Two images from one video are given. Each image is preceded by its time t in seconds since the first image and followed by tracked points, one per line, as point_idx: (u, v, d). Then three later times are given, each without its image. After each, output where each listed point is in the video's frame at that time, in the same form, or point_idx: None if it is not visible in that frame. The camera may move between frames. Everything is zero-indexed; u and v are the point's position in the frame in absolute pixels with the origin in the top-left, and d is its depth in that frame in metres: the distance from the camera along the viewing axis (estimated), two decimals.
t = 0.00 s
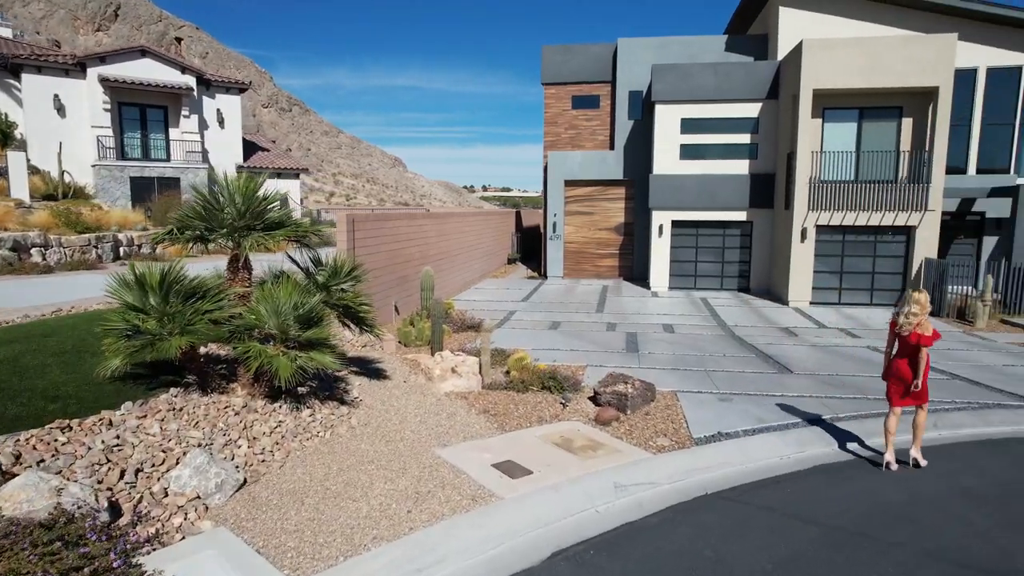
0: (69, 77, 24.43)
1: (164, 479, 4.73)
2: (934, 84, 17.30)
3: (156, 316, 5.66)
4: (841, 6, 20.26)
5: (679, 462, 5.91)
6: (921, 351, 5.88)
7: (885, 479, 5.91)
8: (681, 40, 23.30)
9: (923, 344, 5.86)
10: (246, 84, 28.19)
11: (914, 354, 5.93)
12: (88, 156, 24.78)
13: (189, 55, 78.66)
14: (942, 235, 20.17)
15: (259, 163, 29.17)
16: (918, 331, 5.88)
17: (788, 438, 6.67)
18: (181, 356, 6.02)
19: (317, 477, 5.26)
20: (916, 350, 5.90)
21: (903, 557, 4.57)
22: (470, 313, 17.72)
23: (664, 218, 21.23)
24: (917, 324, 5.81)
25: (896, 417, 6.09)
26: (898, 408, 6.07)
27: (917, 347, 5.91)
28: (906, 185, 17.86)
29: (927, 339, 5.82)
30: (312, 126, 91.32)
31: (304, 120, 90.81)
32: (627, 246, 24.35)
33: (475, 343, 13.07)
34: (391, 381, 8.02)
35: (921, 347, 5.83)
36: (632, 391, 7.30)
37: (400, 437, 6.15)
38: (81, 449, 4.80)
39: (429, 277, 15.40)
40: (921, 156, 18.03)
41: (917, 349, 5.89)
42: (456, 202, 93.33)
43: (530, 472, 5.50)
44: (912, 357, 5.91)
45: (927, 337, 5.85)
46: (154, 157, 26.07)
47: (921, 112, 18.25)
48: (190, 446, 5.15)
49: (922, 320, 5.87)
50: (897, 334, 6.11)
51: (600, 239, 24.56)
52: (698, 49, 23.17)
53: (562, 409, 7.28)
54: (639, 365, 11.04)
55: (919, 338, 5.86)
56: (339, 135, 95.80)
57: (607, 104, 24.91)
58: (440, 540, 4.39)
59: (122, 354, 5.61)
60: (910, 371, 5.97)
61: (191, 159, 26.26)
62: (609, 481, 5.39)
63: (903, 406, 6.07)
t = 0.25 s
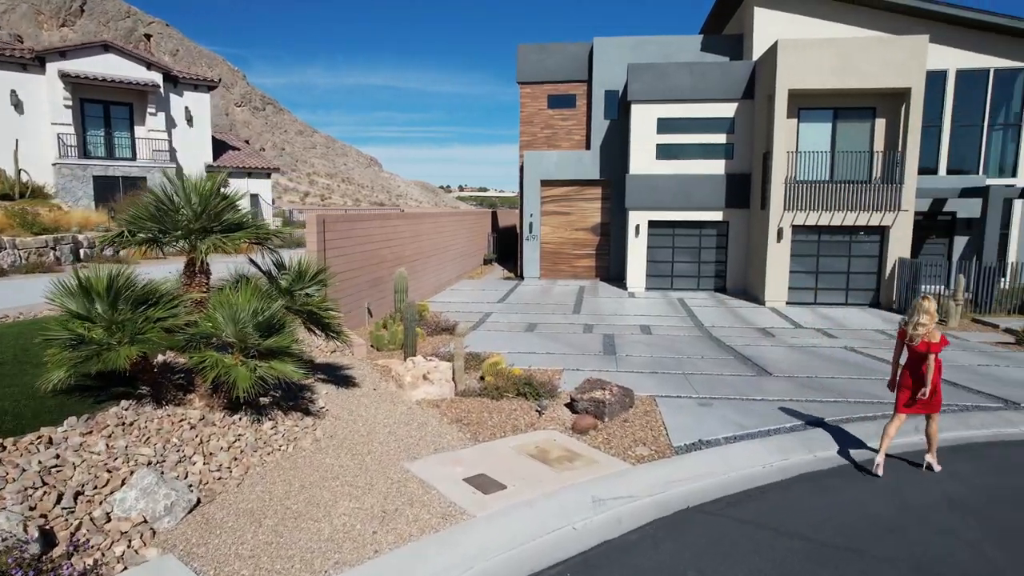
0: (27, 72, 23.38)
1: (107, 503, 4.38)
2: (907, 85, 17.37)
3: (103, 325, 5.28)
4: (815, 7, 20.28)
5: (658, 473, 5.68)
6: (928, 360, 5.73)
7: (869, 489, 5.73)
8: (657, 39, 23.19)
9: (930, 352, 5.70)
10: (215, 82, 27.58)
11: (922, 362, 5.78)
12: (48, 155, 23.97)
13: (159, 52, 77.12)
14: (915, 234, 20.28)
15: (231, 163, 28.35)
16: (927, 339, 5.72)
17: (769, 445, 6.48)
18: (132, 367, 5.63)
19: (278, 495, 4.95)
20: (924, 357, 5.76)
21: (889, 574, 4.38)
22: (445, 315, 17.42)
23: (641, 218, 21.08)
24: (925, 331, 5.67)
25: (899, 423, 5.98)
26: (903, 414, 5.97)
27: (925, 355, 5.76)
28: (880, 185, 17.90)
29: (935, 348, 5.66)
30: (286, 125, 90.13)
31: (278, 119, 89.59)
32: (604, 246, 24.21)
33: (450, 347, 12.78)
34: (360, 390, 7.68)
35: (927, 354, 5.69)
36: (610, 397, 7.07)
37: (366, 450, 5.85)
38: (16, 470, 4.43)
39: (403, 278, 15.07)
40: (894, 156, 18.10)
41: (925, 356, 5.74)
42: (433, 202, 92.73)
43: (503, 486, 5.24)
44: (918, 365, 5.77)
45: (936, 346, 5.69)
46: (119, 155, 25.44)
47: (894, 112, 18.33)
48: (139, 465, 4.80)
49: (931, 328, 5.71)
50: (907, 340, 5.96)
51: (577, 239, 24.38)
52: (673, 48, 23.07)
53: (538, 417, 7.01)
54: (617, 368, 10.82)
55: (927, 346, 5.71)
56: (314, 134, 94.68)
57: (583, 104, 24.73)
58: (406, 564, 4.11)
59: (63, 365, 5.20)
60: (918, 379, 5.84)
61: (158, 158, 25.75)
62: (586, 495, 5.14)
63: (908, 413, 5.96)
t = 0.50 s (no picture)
0: None
1: (36, 533, 3.98)
2: (881, 85, 17.40)
3: (39, 336, 4.86)
4: (790, 7, 20.27)
5: (637, 486, 5.43)
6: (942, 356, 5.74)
7: (854, 499, 5.53)
8: (632, 38, 23.03)
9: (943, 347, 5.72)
10: (182, 79, 26.86)
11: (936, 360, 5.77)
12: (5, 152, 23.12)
13: (128, 49, 75.51)
14: (889, 234, 20.36)
15: (199, 160, 27.46)
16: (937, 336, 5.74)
17: (750, 454, 6.27)
18: (75, 379, 5.18)
19: (231, 517, 4.59)
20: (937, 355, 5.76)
21: None
22: (419, 317, 17.07)
23: (617, 218, 20.90)
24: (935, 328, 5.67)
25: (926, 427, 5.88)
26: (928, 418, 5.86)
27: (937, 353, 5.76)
28: (855, 185, 17.91)
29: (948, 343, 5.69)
30: (260, 124, 88.84)
31: (251, 118, 88.27)
32: (580, 247, 24.00)
33: (423, 351, 12.43)
34: (326, 400, 7.32)
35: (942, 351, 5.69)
36: (587, 404, 6.81)
37: (330, 466, 5.52)
38: None
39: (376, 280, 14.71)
40: (868, 156, 18.12)
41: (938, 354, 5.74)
42: (409, 202, 92.04)
43: (475, 503, 4.95)
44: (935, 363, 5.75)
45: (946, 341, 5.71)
46: (80, 153, 24.58)
47: (868, 113, 18.36)
48: (76, 488, 4.42)
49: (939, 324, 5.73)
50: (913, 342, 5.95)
51: (553, 240, 24.14)
52: (649, 48, 22.93)
53: (512, 427, 6.72)
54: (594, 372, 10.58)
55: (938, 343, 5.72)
56: (287, 133, 93.43)
57: (559, 103, 24.51)
58: None
59: None
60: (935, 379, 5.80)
61: (122, 155, 25.01)
62: (562, 513, 4.86)
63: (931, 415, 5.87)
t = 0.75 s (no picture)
0: None
1: None
2: (855, 85, 17.39)
3: None
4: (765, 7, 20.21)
5: (615, 500, 5.15)
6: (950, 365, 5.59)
7: (840, 511, 5.32)
8: (608, 37, 22.83)
9: (951, 356, 5.58)
10: (147, 75, 26.13)
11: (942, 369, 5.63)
12: None
13: (96, 46, 73.86)
14: (864, 234, 20.41)
15: (166, 160, 26.70)
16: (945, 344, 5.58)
17: (732, 464, 6.03)
18: (6, 392, 4.73)
19: (176, 544, 4.22)
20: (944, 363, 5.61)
21: None
22: (392, 320, 16.71)
23: (594, 218, 20.71)
24: (945, 335, 5.51)
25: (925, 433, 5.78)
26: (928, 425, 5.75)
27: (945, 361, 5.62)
28: (830, 185, 17.88)
29: (957, 352, 5.54)
30: (233, 123, 87.52)
31: (224, 117, 86.90)
32: (557, 247, 23.78)
33: (395, 355, 12.10)
34: (289, 410, 6.95)
35: (951, 359, 5.54)
36: (563, 413, 6.54)
37: (288, 483, 5.16)
38: None
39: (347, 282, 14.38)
40: (843, 156, 18.10)
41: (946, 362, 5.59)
42: (386, 202, 91.28)
43: (444, 522, 4.65)
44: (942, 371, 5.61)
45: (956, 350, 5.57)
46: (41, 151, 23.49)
47: (842, 113, 18.36)
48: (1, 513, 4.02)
49: (949, 332, 5.57)
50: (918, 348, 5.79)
51: (530, 240, 23.88)
52: (625, 47, 22.74)
53: (484, 437, 6.42)
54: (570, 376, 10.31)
55: (947, 351, 5.56)
56: (262, 132, 92.19)
57: (535, 102, 24.25)
58: None
59: None
60: (939, 387, 5.67)
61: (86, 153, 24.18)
62: (537, 533, 4.56)
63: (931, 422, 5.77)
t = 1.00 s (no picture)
0: None
1: None
2: (830, 84, 17.36)
3: None
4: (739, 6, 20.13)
5: (588, 517, 4.88)
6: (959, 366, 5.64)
7: (824, 524, 5.09)
8: (584, 36, 22.62)
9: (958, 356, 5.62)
10: (110, 70, 25.38)
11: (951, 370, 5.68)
12: None
13: (63, 42, 72.17)
14: (838, 234, 20.44)
15: (130, 158, 26.07)
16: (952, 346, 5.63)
17: (711, 474, 5.79)
18: None
19: None
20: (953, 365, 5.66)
21: None
22: (364, 323, 16.32)
23: (570, 218, 20.49)
24: (949, 336, 5.59)
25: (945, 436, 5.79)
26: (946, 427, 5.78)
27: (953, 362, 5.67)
28: (805, 184, 17.83)
29: (964, 352, 5.58)
30: (206, 122, 86.09)
31: (196, 115, 85.42)
32: (533, 247, 23.53)
33: (365, 360, 11.73)
34: (247, 421, 6.57)
35: (957, 360, 5.59)
36: (536, 422, 6.26)
37: (240, 503, 4.80)
38: None
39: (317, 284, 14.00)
40: (818, 155, 18.06)
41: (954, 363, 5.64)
42: (362, 202, 90.43)
43: (406, 545, 4.33)
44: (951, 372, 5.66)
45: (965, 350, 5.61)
46: None
47: (817, 112, 18.33)
48: None
49: (953, 333, 5.64)
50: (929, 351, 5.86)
51: (505, 240, 23.60)
52: (600, 45, 22.55)
53: (453, 449, 6.11)
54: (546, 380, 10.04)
55: (954, 352, 5.62)
56: (235, 131, 90.81)
57: (510, 101, 23.97)
58: None
59: None
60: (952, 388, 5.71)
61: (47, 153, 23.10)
62: (506, 555, 4.26)
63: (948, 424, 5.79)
